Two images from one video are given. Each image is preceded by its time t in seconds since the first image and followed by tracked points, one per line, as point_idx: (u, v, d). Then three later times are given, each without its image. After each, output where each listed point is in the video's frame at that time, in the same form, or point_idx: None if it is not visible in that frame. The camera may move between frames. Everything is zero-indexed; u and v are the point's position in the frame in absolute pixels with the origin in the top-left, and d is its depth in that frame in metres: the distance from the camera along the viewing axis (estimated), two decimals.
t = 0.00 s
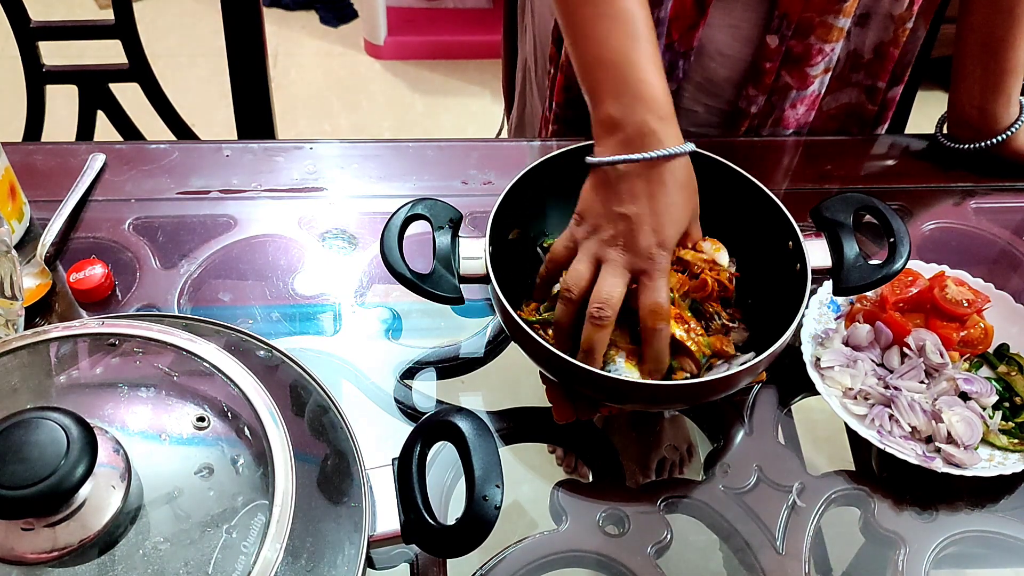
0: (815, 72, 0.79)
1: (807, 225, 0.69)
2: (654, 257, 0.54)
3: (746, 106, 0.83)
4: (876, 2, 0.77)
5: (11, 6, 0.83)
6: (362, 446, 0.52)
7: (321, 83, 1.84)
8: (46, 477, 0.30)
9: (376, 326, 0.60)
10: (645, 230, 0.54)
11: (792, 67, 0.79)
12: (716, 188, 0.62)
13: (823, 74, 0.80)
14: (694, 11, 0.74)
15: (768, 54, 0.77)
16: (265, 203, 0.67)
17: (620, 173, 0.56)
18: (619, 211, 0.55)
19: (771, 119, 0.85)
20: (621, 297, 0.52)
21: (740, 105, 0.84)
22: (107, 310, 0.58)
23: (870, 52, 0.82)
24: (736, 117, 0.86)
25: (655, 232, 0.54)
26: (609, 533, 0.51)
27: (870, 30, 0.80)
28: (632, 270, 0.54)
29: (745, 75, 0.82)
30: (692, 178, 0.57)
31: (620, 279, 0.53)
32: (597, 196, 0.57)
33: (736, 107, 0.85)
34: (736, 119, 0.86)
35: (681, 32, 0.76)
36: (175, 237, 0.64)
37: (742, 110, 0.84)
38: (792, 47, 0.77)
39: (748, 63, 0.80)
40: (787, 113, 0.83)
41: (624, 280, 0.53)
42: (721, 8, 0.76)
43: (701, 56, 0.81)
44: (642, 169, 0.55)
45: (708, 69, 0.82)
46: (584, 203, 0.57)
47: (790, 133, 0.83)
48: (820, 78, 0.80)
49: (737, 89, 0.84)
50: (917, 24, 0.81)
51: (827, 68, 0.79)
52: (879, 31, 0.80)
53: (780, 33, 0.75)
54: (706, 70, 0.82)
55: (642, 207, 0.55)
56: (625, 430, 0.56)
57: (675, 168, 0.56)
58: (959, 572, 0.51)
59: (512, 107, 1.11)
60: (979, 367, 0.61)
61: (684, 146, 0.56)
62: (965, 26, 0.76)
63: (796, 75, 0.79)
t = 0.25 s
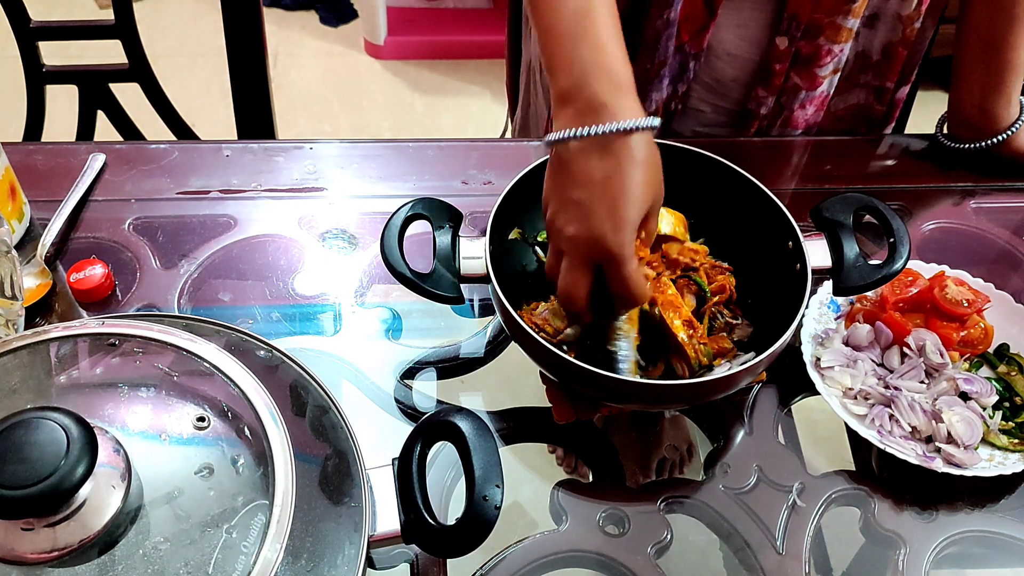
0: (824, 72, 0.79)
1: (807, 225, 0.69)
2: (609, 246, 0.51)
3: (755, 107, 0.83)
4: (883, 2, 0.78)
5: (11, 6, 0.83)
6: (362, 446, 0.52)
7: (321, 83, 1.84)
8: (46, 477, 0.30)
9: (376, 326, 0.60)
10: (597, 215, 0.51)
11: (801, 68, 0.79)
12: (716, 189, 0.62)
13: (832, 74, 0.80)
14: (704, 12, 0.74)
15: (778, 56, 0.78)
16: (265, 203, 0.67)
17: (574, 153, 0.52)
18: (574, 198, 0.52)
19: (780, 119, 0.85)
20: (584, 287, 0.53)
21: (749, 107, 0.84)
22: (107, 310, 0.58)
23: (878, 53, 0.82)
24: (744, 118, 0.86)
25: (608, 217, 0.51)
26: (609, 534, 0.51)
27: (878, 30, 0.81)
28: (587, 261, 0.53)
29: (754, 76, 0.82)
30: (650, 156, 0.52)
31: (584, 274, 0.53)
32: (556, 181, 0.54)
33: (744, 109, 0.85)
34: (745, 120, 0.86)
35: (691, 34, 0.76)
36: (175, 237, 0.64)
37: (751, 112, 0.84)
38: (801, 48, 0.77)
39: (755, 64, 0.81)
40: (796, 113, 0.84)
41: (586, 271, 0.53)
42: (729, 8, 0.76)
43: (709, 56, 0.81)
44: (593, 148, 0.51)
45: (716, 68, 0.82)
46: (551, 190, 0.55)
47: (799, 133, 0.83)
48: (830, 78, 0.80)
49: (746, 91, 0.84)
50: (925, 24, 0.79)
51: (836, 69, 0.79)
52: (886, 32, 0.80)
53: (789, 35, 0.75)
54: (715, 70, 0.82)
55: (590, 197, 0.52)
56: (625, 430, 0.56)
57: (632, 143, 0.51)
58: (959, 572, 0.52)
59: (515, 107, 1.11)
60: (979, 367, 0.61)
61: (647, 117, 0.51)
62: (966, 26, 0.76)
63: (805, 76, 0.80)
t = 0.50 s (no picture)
0: (827, 74, 0.79)
1: (807, 225, 0.69)
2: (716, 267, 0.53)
3: (759, 109, 0.83)
4: (888, 3, 0.77)
5: (11, 6, 0.83)
6: (362, 447, 0.52)
7: (321, 83, 1.83)
8: (46, 477, 0.30)
9: (376, 326, 0.60)
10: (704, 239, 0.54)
11: (805, 70, 0.78)
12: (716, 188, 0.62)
13: (835, 75, 0.80)
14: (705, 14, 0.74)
15: (780, 57, 0.77)
16: (265, 203, 0.67)
17: (675, 181, 0.55)
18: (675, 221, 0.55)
19: (783, 121, 0.84)
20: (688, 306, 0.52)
21: (752, 108, 0.84)
22: (107, 310, 0.58)
23: (882, 54, 0.82)
24: (747, 118, 0.85)
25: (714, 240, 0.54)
26: (609, 533, 0.51)
27: (882, 32, 0.80)
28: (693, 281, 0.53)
29: (756, 75, 0.82)
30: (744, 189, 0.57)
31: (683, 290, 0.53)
32: (652, 206, 0.56)
33: (747, 109, 0.85)
34: (748, 120, 0.86)
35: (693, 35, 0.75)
36: (175, 237, 0.64)
37: (754, 113, 0.84)
38: (804, 49, 0.77)
39: (757, 64, 0.81)
40: (799, 114, 0.83)
41: (688, 290, 0.53)
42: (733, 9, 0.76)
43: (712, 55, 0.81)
44: (698, 177, 0.55)
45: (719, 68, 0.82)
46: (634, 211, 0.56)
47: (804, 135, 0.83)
48: (833, 80, 0.80)
49: (749, 89, 0.84)
50: (928, 25, 0.80)
51: (839, 70, 0.79)
52: (891, 33, 0.80)
53: (792, 36, 0.75)
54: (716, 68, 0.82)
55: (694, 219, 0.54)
56: (625, 430, 0.56)
57: (725, 178, 0.55)
58: (959, 572, 0.52)
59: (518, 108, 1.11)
60: (979, 367, 0.61)
61: (736, 155, 0.56)
62: (967, 26, 0.76)
63: (809, 78, 0.79)
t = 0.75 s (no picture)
0: (836, 75, 0.79)
1: (807, 225, 0.69)
2: (625, 232, 0.51)
3: (767, 110, 0.83)
4: (895, 6, 0.78)
5: (11, 6, 0.83)
6: (362, 447, 0.52)
7: (321, 83, 1.83)
8: (46, 477, 0.30)
9: (376, 326, 0.60)
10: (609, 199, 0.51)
11: (813, 72, 0.78)
12: (715, 187, 0.62)
13: (844, 77, 0.79)
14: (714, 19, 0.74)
15: (789, 59, 0.78)
16: (265, 203, 0.67)
17: (589, 141, 0.52)
18: (587, 185, 0.53)
19: (792, 122, 0.85)
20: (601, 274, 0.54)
21: (761, 109, 0.84)
22: (107, 311, 0.58)
23: (890, 56, 0.82)
24: (756, 121, 0.86)
25: (625, 202, 0.51)
26: (609, 533, 0.51)
27: (891, 34, 0.80)
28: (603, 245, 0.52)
29: (765, 78, 0.82)
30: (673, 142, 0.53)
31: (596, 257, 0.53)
32: (570, 170, 0.55)
33: (756, 111, 0.85)
34: (756, 122, 0.86)
35: (702, 39, 0.76)
36: (175, 237, 0.64)
37: (763, 114, 0.84)
38: (812, 52, 0.77)
39: (766, 66, 0.80)
40: (807, 115, 0.83)
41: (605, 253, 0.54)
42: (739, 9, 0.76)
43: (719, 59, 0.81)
44: (605, 134, 0.52)
45: (725, 70, 0.81)
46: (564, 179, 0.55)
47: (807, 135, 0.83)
48: (841, 81, 0.80)
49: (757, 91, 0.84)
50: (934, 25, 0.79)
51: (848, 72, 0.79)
52: (899, 35, 0.80)
53: (800, 38, 0.76)
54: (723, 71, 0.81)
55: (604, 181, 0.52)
56: (625, 430, 0.56)
57: (649, 130, 0.52)
58: (959, 572, 0.52)
59: (522, 110, 1.11)
60: (979, 367, 0.61)
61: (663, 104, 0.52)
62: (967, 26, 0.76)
63: (817, 80, 0.79)
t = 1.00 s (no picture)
0: (837, 75, 0.79)
1: (807, 225, 0.69)
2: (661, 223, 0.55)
3: (769, 111, 0.83)
4: (897, 7, 0.77)
5: (11, 6, 0.83)
6: (362, 447, 0.52)
7: (322, 83, 1.84)
8: (46, 477, 0.30)
9: (376, 326, 0.60)
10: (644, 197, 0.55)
11: (815, 72, 0.79)
12: (714, 186, 0.62)
13: (845, 76, 0.80)
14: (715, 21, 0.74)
15: (791, 60, 0.78)
16: (265, 203, 0.67)
17: (617, 142, 0.56)
18: (620, 181, 0.55)
19: (794, 121, 0.85)
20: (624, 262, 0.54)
21: (763, 110, 0.84)
22: (107, 310, 0.58)
23: (893, 57, 0.82)
24: (759, 121, 0.86)
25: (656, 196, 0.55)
26: (609, 533, 0.51)
27: (893, 35, 0.80)
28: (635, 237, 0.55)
29: (767, 78, 0.82)
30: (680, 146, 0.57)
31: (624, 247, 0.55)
32: (595, 165, 0.57)
33: (758, 111, 0.85)
34: (759, 122, 0.86)
35: (703, 37, 0.76)
36: (175, 237, 0.64)
37: (765, 115, 0.84)
38: (814, 52, 0.77)
39: (769, 65, 0.81)
40: (810, 115, 0.83)
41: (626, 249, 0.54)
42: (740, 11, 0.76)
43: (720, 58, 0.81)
44: (636, 137, 0.56)
45: (726, 69, 0.82)
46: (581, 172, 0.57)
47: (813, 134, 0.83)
48: (843, 81, 0.80)
49: (759, 92, 0.84)
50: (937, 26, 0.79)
51: (850, 71, 0.79)
52: (901, 36, 0.80)
53: (802, 38, 0.75)
54: (724, 70, 0.82)
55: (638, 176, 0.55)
56: (625, 431, 0.57)
57: (664, 136, 0.56)
58: (959, 572, 0.52)
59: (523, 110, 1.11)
60: (979, 367, 0.61)
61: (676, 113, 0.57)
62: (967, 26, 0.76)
63: (819, 79, 0.80)
